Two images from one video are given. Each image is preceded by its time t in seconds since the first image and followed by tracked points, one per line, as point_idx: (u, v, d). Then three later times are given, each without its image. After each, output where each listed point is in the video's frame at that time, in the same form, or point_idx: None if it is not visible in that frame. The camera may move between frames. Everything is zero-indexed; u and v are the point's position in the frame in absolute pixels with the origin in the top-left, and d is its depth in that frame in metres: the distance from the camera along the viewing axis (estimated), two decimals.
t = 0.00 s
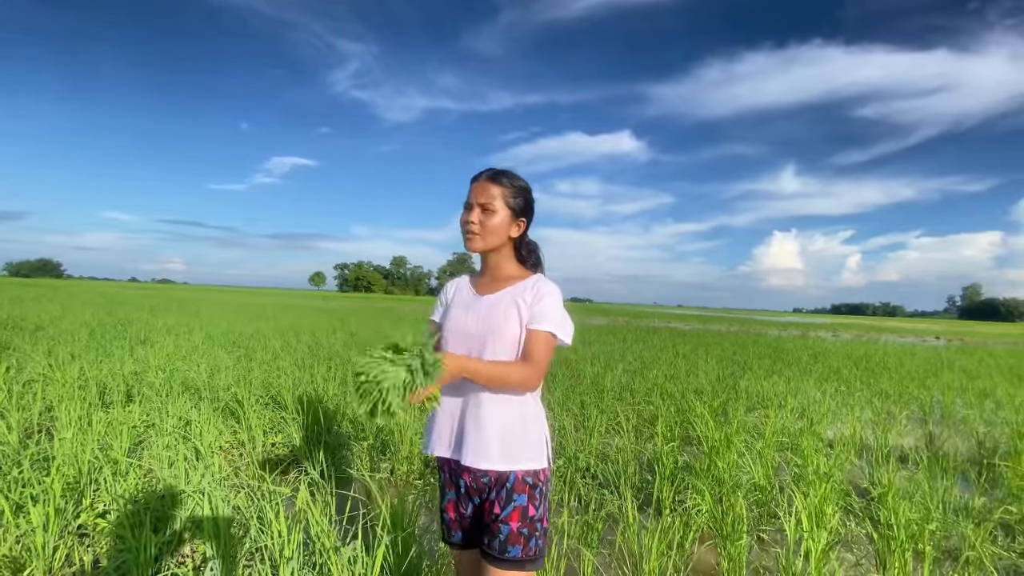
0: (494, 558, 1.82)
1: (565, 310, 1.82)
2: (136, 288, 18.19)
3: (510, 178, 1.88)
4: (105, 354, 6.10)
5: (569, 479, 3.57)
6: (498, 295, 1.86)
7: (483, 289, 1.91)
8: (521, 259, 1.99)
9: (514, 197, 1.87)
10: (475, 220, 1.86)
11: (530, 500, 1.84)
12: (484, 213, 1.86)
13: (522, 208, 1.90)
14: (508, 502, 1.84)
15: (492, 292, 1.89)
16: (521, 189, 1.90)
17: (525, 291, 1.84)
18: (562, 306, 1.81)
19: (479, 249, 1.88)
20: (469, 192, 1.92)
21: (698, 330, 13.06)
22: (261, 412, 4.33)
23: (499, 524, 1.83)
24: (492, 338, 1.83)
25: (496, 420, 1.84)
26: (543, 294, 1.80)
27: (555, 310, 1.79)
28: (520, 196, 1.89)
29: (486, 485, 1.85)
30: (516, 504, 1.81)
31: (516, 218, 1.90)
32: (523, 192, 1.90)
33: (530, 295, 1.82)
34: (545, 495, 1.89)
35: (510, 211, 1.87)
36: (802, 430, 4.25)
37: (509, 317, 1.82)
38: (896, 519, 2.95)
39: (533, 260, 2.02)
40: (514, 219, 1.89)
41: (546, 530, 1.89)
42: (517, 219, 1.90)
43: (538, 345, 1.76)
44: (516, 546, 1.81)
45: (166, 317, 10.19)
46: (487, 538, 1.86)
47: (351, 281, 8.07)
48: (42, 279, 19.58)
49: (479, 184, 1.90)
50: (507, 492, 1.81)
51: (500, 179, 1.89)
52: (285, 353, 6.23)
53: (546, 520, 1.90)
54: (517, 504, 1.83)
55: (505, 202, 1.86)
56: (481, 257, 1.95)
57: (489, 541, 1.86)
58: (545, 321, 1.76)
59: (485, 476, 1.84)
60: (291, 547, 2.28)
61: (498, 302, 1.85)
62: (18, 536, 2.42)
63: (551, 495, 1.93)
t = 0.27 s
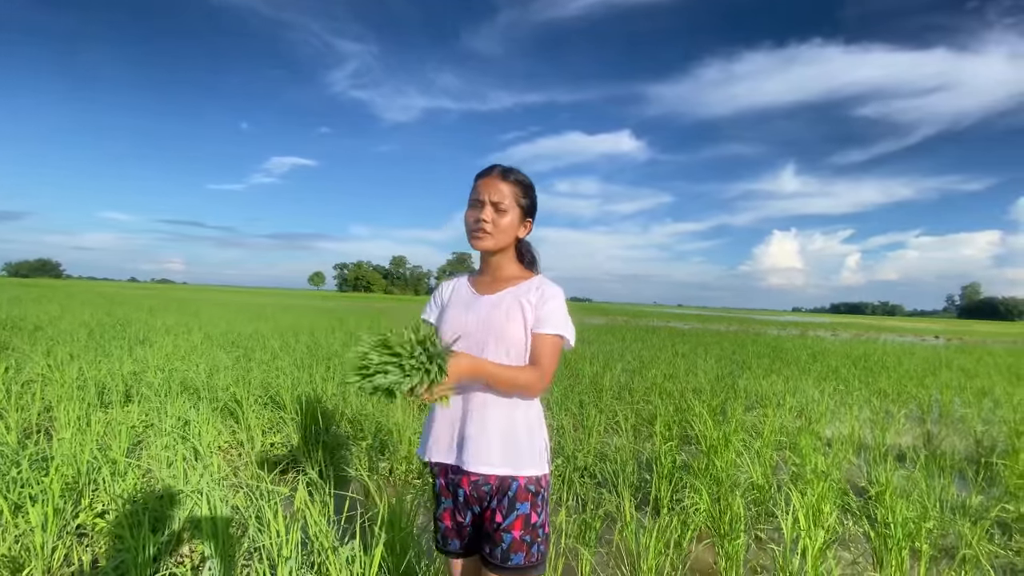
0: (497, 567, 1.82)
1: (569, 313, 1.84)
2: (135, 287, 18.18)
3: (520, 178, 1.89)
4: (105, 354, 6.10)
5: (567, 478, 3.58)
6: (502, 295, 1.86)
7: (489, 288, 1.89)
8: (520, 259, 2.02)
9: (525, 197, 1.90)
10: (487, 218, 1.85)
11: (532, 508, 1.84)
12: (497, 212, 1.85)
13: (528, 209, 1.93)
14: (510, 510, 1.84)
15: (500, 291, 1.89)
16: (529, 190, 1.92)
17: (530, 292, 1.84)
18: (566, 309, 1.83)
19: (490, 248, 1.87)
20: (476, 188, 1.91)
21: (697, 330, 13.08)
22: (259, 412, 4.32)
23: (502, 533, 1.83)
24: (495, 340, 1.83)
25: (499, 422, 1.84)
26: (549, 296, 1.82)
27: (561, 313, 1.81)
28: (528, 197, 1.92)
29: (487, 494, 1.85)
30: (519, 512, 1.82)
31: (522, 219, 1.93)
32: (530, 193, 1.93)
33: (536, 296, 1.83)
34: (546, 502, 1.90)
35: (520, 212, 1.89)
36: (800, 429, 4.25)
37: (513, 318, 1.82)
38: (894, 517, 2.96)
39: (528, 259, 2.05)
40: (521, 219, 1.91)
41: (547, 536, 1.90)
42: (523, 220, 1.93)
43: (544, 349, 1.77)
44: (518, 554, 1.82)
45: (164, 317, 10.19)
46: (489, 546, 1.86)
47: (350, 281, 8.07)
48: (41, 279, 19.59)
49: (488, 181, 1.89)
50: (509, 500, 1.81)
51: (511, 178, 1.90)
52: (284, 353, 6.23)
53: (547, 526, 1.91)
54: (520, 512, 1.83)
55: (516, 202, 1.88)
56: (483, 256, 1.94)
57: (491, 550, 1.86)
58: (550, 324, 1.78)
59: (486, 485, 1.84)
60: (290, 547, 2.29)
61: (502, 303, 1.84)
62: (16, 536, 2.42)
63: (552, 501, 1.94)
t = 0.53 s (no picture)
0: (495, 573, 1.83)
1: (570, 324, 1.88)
2: (134, 287, 18.17)
3: (530, 186, 1.88)
4: (103, 354, 6.10)
5: (566, 478, 3.58)
6: (505, 302, 1.86)
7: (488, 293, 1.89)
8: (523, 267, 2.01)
9: (532, 206, 1.88)
10: (491, 223, 1.84)
11: (530, 513, 1.85)
12: (501, 218, 1.85)
13: (536, 217, 1.91)
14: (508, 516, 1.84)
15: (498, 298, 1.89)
16: (538, 198, 1.91)
17: (533, 301, 1.86)
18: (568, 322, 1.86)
19: (491, 254, 1.86)
20: (484, 192, 1.90)
21: (695, 330, 13.09)
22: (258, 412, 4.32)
23: (500, 539, 1.83)
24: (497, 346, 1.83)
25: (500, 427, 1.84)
26: (553, 308, 1.85)
27: (564, 325, 1.84)
28: (537, 204, 1.91)
29: (484, 501, 1.84)
30: (517, 518, 1.82)
31: (529, 226, 1.92)
32: (539, 201, 1.91)
33: (540, 306, 1.85)
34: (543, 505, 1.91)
35: (527, 220, 1.88)
36: (798, 429, 4.26)
37: (516, 325, 1.83)
38: (891, 517, 2.96)
39: (533, 264, 2.03)
40: (527, 226, 1.90)
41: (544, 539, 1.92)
42: (529, 228, 1.92)
43: (545, 358, 1.79)
44: (517, 558, 1.83)
45: (163, 317, 10.18)
46: (487, 553, 1.87)
47: (349, 281, 8.07)
48: (40, 279, 19.58)
49: (498, 186, 1.89)
50: (507, 507, 1.81)
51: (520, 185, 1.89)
52: (283, 353, 6.24)
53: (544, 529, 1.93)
54: (518, 517, 1.83)
55: (523, 210, 1.86)
56: (485, 260, 1.93)
57: (489, 556, 1.86)
58: (554, 334, 1.81)
59: (483, 492, 1.82)
60: (288, 548, 2.29)
61: (506, 310, 1.85)
62: (15, 536, 2.42)
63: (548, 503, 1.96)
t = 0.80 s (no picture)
0: None
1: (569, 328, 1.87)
2: (132, 288, 18.15)
3: (533, 186, 1.88)
4: (101, 355, 6.09)
5: (564, 478, 3.59)
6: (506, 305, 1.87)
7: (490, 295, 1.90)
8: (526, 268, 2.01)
9: (535, 206, 1.88)
10: (494, 226, 1.84)
11: (520, 519, 1.83)
12: (503, 220, 1.85)
13: (538, 218, 1.92)
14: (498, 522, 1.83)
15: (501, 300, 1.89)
16: (541, 198, 1.91)
17: (533, 304, 1.86)
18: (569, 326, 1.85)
19: (494, 256, 1.87)
20: (487, 193, 1.90)
21: (693, 330, 13.10)
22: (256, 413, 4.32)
23: (489, 546, 1.82)
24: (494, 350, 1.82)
25: (492, 433, 1.82)
26: (554, 311, 1.84)
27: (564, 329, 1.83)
28: (540, 204, 1.91)
29: (474, 505, 1.83)
30: (506, 524, 1.81)
31: (532, 227, 1.92)
32: (541, 201, 1.91)
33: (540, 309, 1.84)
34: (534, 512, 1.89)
35: (529, 221, 1.88)
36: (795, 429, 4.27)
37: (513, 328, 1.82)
38: (888, 517, 2.97)
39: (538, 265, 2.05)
40: (530, 227, 1.90)
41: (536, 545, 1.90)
42: (532, 229, 1.92)
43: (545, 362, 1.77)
44: (507, 565, 1.82)
45: (160, 317, 10.16)
46: (477, 560, 1.86)
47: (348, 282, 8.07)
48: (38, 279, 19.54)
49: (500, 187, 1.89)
50: (496, 513, 1.80)
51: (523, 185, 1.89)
52: (281, 354, 6.23)
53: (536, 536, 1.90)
54: (507, 524, 1.82)
55: (525, 211, 1.86)
56: (489, 262, 1.94)
57: (479, 562, 1.85)
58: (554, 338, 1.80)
59: (473, 495, 1.82)
60: (286, 548, 2.28)
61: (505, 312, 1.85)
62: (13, 536, 2.42)
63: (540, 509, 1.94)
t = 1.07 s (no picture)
0: None
1: (570, 329, 1.86)
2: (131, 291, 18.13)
3: (526, 184, 1.88)
4: (100, 357, 6.08)
5: (563, 481, 3.58)
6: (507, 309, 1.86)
7: (490, 296, 1.90)
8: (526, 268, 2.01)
9: (530, 204, 1.88)
10: (488, 226, 1.85)
11: (520, 525, 1.82)
12: (498, 220, 1.85)
13: (534, 215, 1.91)
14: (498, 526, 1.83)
15: (501, 301, 1.89)
16: (535, 196, 1.91)
17: (533, 306, 1.85)
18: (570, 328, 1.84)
19: (490, 257, 1.87)
20: (481, 194, 1.91)
21: (692, 333, 13.11)
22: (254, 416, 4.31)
23: (490, 550, 1.82)
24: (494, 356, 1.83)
25: (489, 438, 1.82)
26: (554, 313, 1.83)
27: (565, 332, 1.82)
28: (534, 202, 1.90)
29: (473, 509, 1.83)
30: (506, 529, 1.80)
31: (528, 225, 1.92)
32: (536, 198, 1.91)
33: (540, 312, 1.83)
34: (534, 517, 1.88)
35: (525, 219, 1.88)
36: (794, 432, 4.27)
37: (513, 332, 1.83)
38: (887, 520, 2.96)
39: (540, 266, 2.04)
40: (525, 226, 1.90)
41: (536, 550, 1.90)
42: (529, 227, 1.92)
43: (548, 366, 1.77)
44: (507, 569, 1.82)
45: (159, 320, 10.14)
46: (477, 563, 1.86)
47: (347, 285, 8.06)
48: (36, 281, 19.53)
49: (494, 187, 1.89)
50: (495, 517, 1.80)
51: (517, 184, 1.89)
52: (280, 357, 6.23)
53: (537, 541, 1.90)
54: (507, 528, 1.81)
55: (520, 209, 1.86)
56: (488, 264, 1.94)
57: (479, 565, 1.85)
58: (554, 341, 1.79)
59: (472, 499, 1.82)
60: (285, 552, 2.27)
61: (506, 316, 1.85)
62: (11, 539, 2.41)
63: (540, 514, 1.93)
